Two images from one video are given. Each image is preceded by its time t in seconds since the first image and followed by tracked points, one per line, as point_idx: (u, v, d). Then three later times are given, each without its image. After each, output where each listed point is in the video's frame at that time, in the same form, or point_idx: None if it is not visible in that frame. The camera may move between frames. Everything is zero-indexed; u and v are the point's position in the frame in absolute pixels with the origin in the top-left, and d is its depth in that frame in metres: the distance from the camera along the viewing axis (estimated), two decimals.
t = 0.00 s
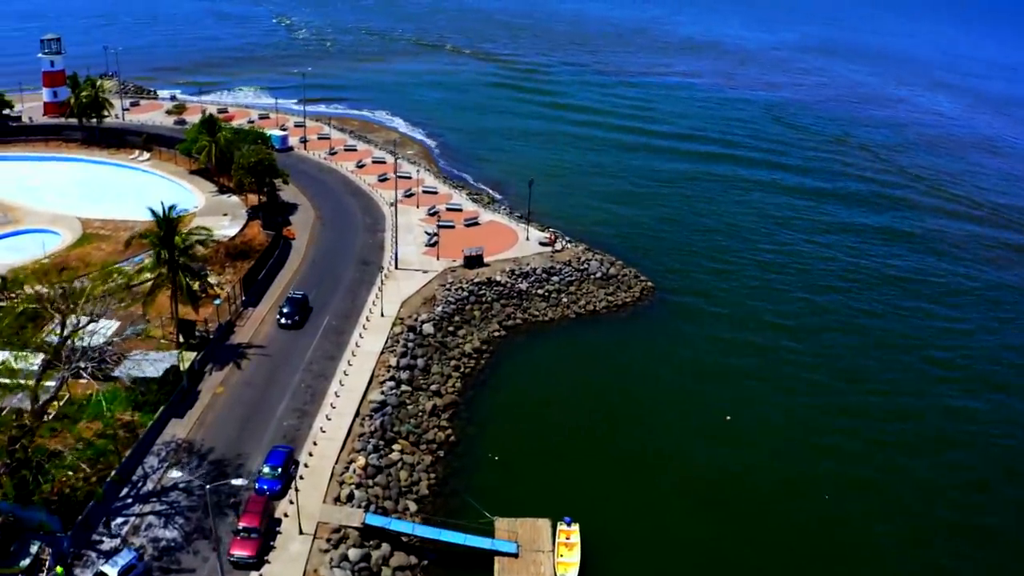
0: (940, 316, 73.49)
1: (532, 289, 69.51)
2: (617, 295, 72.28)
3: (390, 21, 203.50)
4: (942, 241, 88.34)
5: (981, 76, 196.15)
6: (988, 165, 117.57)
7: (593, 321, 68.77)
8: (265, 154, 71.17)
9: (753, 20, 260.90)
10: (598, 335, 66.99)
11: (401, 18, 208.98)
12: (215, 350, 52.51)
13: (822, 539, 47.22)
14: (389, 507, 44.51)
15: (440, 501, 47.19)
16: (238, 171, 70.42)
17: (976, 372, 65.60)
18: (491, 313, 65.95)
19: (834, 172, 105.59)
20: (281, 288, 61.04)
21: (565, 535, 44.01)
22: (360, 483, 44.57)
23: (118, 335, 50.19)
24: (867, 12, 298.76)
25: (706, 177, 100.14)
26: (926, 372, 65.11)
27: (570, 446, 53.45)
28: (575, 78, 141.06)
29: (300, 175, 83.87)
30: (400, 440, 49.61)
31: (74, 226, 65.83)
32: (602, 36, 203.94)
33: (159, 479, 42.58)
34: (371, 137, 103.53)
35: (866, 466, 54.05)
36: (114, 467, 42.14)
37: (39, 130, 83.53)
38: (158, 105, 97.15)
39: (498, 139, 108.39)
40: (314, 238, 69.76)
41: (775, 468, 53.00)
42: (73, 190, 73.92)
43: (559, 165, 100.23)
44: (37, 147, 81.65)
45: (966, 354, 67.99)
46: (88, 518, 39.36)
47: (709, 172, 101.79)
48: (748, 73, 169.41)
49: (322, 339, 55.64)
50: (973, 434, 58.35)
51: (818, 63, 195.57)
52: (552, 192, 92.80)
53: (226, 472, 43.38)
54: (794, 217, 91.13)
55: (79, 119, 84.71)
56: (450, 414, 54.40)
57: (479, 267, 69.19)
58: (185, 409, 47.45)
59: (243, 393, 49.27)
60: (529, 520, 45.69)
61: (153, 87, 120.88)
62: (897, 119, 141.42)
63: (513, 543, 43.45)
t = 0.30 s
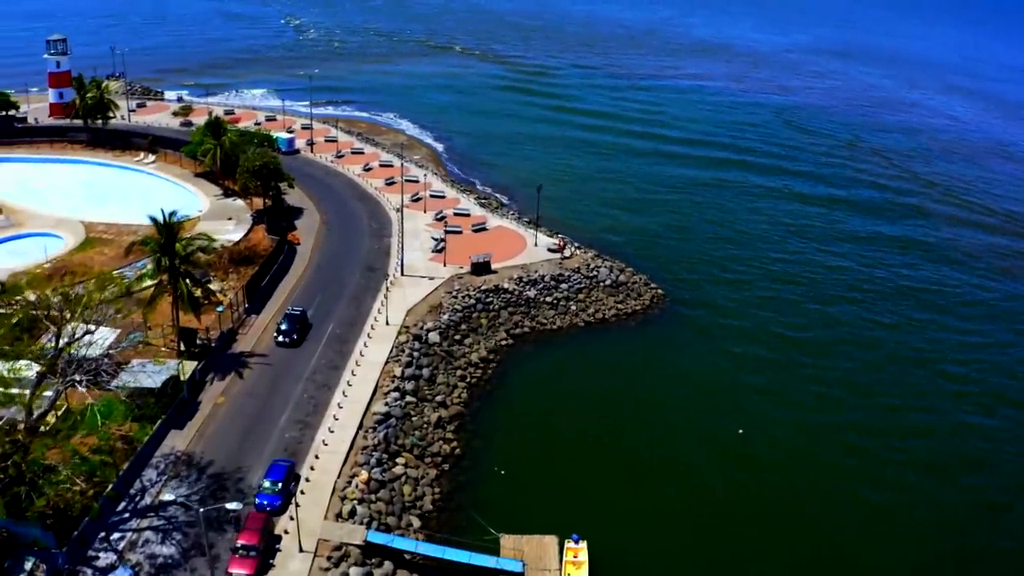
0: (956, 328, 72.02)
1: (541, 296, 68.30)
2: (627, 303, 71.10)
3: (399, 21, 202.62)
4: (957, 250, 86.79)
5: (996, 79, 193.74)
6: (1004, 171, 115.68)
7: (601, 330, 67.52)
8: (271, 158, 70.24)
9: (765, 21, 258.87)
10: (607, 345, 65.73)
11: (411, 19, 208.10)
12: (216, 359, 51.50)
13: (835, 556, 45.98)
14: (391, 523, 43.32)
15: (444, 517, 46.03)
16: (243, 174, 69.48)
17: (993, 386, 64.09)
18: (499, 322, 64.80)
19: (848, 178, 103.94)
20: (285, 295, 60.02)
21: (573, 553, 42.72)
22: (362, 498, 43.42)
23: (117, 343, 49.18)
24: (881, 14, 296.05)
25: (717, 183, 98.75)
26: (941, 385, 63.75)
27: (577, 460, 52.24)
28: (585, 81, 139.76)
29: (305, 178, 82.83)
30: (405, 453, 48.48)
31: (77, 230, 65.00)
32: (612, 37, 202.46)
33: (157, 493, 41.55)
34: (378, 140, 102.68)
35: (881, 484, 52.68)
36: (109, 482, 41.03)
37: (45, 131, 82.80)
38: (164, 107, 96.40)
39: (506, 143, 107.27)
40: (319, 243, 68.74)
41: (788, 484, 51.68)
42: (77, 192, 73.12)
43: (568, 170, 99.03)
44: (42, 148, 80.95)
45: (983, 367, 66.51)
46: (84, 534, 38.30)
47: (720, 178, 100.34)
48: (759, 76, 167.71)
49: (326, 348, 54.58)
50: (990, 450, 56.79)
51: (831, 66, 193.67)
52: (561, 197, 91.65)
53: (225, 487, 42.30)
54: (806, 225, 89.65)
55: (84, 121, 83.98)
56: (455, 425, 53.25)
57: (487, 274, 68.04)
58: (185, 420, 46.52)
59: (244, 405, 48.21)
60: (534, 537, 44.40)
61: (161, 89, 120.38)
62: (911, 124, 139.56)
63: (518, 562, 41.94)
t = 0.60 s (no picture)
0: (973, 340, 70.42)
1: (549, 304, 67.09)
2: (637, 312, 69.86)
3: (409, 22, 201.85)
4: (974, 259, 85.13)
5: (1012, 82, 191.13)
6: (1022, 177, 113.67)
7: (611, 339, 66.28)
8: (277, 161, 69.33)
9: (778, 23, 256.59)
10: (616, 355, 64.47)
11: (421, 20, 207.30)
12: (218, 369, 50.50)
13: None
14: (394, 540, 42.12)
15: (449, 533, 44.78)
16: (248, 178, 68.56)
17: (1011, 401, 62.54)
18: (507, 331, 63.64)
19: (862, 184, 102.24)
20: (290, 302, 58.97)
21: (581, 572, 41.49)
22: (365, 514, 42.26)
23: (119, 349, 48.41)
24: (896, 16, 293.16)
25: (729, 189, 97.30)
26: (957, 400, 62.23)
27: (585, 475, 50.97)
28: (595, 84, 138.42)
29: (312, 182, 81.84)
30: (409, 467, 47.32)
31: (80, 234, 64.15)
32: (623, 39, 200.95)
33: (155, 507, 40.53)
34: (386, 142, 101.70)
35: (897, 503, 51.19)
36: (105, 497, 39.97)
37: (50, 133, 82.12)
38: (171, 108, 95.70)
39: (516, 147, 106.15)
40: (324, 249, 67.69)
41: (801, 502, 50.29)
42: (81, 194, 72.33)
43: (577, 175, 97.82)
44: (47, 150, 80.28)
45: (1000, 381, 64.96)
46: (80, 551, 37.34)
47: (732, 184, 98.91)
48: (772, 79, 165.90)
49: (330, 357, 53.54)
50: (1008, 467, 55.30)
51: (844, 68, 191.59)
52: (570, 202, 90.45)
53: (225, 502, 41.24)
54: (820, 233, 88.14)
55: (90, 122, 83.25)
56: (461, 438, 52.09)
57: (494, 281, 66.87)
58: (185, 432, 45.55)
59: (245, 416, 47.17)
60: (541, 555, 42.90)
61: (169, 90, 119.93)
62: (926, 128, 137.55)
63: None
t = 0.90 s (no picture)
0: (992, 352, 68.91)
1: (559, 313, 65.84)
2: (648, 320, 68.56)
3: (420, 23, 201.17)
4: (991, 268, 83.61)
5: None
6: None
7: (621, 349, 64.93)
8: (284, 166, 68.46)
9: (792, 25, 254.53)
10: (626, 365, 63.11)
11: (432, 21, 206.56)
12: (220, 378, 49.49)
13: None
14: (398, 557, 40.87)
15: (455, 550, 43.45)
16: (255, 182, 67.71)
17: None
18: (515, 339, 62.42)
19: (877, 191, 100.61)
20: (295, 309, 57.93)
21: None
22: (368, 531, 41.08)
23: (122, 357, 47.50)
24: (910, 18, 290.42)
25: (742, 196, 95.89)
26: (974, 418, 60.52)
27: (594, 491, 49.57)
28: (607, 87, 137.11)
29: (319, 186, 80.90)
30: (414, 481, 46.14)
31: (84, 237, 63.36)
32: (634, 41, 199.51)
33: (154, 522, 39.49)
34: (395, 145, 100.87)
35: (916, 523, 49.55)
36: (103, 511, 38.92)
37: (57, 134, 81.42)
38: (179, 109, 95.04)
39: (526, 150, 105.21)
40: (331, 254, 66.66)
41: (818, 521, 48.71)
42: (86, 197, 71.50)
43: (588, 180, 96.69)
44: (53, 152, 79.62)
45: (1020, 396, 63.31)
46: (76, 567, 36.28)
47: (745, 190, 97.50)
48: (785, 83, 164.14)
49: (335, 366, 52.46)
50: None
51: (859, 72, 189.60)
52: (581, 208, 89.35)
53: (225, 517, 40.18)
54: (834, 242, 86.67)
55: (97, 124, 82.61)
56: (468, 450, 50.86)
57: (503, 288, 65.73)
58: (186, 443, 44.54)
59: (246, 428, 46.14)
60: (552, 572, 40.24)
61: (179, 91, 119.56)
62: (942, 133, 135.64)
63: None
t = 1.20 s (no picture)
0: (1009, 364, 67.46)
1: (568, 320, 64.72)
2: (659, 328, 67.42)
3: (430, 24, 200.55)
4: (1008, 277, 82.10)
5: None
6: None
7: (631, 358, 63.74)
8: (290, 169, 67.62)
9: (804, 27, 252.57)
10: (635, 374, 61.86)
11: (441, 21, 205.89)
12: (223, 387, 48.59)
13: None
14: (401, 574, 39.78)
15: (459, 567, 42.30)
16: (260, 186, 66.95)
17: None
18: (523, 348, 61.34)
19: (890, 197, 99.14)
20: (299, 316, 57.01)
21: None
22: (370, 547, 40.01)
23: (122, 366, 46.64)
24: (923, 20, 287.88)
25: (753, 202, 94.62)
26: (991, 432, 58.94)
27: (602, 505, 48.31)
28: (617, 89, 136.00)
29: (325, 189, 80.02)
30: (418, 495, 45.08)
31: (88, 241, 62.72)
32: (645, 42, 198.20)
33: (152, 536, 38.58)
34: (403, 148, 100.04)
35: (932, 542, 48.07)
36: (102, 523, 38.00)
37: (63, 135, 80.86)
38: (186, 111, 94.50)
39: (535, 154, 104.23)
40: (337, 259, 65.76)
41: (833, 538, 47.30)
42: (91, 199, 70.86)
43: (597, 185, 95.58)
44: (59, 153, 79.07)
45: None
46: None
47: (756, 196, 96.28)
48: (797, 85, 162.51)
49: (339, 375, 51.48)
50: None
51: (871, 74, 187.71)
52: (590, 214, 88.30)
53: (225, 532, 39.24)
54: (847, 249, 85.31)
55: (103, 125, 82.06)
56: (474, 463, 49.77)
57: (512, 295, 64.68)
58: (186, 455, 43.69)
59: (248, 439, 45.24)
60: None
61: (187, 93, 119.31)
62: (957, 137, 133.88)
63: None
